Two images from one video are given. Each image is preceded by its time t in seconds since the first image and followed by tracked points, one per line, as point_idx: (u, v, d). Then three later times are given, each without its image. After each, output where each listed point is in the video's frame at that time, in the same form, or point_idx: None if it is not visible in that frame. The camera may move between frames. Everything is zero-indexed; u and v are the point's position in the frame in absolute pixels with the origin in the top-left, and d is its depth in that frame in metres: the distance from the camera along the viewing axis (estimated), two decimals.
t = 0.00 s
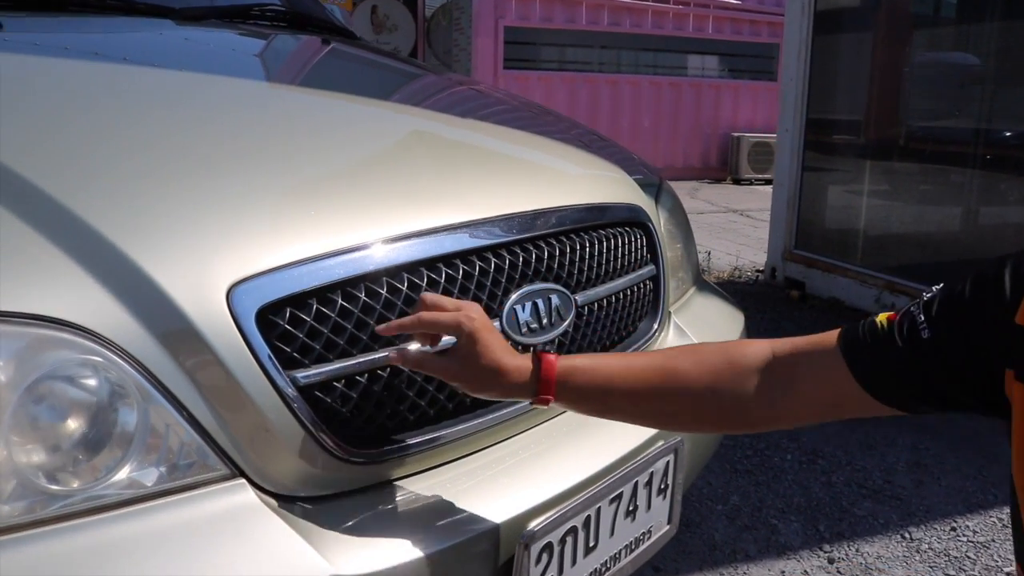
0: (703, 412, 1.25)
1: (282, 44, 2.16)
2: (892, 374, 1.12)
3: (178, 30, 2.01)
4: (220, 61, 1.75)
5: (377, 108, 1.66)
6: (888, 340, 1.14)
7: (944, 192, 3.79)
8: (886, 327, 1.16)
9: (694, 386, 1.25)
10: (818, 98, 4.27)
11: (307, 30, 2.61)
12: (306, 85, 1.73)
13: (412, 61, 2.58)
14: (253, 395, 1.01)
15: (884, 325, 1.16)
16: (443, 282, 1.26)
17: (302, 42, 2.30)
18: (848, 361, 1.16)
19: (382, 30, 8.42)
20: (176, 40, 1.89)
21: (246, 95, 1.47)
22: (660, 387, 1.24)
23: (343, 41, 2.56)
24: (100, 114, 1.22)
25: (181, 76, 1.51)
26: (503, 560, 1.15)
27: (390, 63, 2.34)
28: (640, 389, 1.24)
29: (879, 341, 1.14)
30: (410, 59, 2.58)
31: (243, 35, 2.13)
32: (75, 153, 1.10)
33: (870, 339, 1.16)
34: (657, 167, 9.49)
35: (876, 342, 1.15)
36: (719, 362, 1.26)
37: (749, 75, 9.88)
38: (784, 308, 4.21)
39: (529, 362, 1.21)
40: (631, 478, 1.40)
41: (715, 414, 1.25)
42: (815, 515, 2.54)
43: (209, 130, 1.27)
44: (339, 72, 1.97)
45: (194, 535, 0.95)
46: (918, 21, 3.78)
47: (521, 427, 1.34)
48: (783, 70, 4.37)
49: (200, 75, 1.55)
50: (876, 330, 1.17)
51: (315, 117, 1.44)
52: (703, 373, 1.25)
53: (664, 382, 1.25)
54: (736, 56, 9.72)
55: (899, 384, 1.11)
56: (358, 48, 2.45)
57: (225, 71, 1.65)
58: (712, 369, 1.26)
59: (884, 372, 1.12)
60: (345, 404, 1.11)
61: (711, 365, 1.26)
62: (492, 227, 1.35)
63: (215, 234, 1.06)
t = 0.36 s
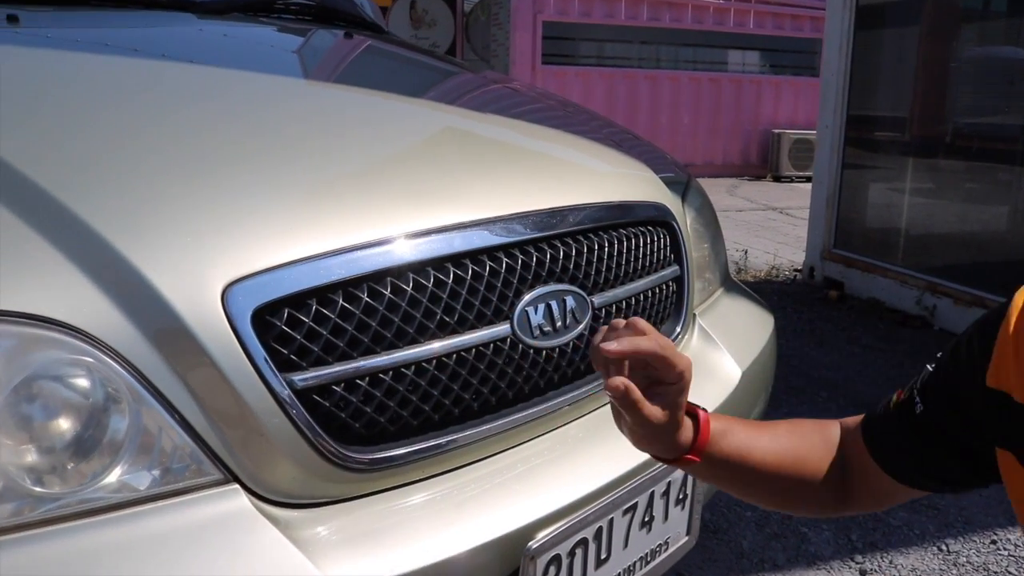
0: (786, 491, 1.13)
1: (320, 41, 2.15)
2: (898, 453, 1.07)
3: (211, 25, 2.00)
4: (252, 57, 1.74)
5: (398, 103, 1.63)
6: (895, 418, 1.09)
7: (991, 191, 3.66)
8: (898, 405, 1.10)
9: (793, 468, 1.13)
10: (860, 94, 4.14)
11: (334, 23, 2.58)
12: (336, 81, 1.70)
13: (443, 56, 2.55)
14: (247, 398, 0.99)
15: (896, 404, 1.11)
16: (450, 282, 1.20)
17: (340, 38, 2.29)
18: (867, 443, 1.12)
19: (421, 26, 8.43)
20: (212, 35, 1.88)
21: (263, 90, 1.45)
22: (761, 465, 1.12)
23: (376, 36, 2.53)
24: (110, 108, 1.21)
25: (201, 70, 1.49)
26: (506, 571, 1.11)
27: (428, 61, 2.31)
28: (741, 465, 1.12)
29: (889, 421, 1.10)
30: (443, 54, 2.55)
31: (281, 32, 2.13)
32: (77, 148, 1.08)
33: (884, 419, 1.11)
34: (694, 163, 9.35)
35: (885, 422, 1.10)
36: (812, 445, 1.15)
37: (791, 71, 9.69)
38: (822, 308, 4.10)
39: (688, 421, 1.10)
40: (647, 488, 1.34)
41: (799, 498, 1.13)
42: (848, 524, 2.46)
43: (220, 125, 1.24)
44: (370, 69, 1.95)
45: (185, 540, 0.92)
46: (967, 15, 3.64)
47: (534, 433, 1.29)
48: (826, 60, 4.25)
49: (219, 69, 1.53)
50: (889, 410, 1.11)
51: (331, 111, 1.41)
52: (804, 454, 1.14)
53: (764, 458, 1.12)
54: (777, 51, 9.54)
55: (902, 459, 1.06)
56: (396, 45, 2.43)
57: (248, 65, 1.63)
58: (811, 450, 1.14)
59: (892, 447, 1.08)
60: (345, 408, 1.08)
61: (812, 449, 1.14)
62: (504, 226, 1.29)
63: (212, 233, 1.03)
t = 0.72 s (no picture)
0: (763, 466, 1.14)
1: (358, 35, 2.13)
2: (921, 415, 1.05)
3: (241, 17, 1.99)
4: (283, 49, 1.72)
5: (421, 94, 1.59)
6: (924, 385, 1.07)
7: None
8: (930, 373, 1.08)
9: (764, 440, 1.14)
10: (905, 89, 4.02)
11: (361, 15, 2.56)
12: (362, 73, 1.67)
13: (476, 49, 2.52)
14: (246, 393, 0.96)
15: (925, 370, 1.09)
16: (460, 275, 1.17)
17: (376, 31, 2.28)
18: (885, 407, 1.11)
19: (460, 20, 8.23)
20: (247, 28, 1.87)
21: (282, 81, 1.42)
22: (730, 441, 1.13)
23: (408, 29, 2.51)
24: (122, 98, 1.20)
25: (222, 60, 1.47)
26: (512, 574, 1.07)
27: (465, 55, 2.28)
28: (714, 442, 1.13)
29: (916, 387, 1.08)
30: (475, 48, 2.51)
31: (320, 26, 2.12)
32: (83, 136, 1.06)
33: (911, 386, 1.09)
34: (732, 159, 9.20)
35: (914, 388, 1.08)
36: (793, 416, 1.16)
37: (835, 66, 9.49)
38: (861, 308, 3.99)
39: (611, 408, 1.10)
40: (664, 491, 1.30)
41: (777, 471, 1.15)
42: (882, 530, 2.37)
43: (233, 116, 1.22)
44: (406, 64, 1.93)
45: (180, 538, 0.89)
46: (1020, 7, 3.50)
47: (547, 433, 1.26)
48: (869, 54, 4.14)
49: (240, 60, 1.51)
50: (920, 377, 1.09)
51: (348, 101, 1.38)
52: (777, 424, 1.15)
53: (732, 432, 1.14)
54: (820, 46, 9.34)
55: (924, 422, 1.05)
56: (434, 40, 2.40)
57: (272, 56, 1.61)
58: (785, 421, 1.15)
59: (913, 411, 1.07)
60: (347, 404, 1.05)
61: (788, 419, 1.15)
62: (520, 217, 1.26)
63: (213, 222, 1.01)
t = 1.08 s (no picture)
0: (722, 394, 1.03)
1: (393, 28, 2.11)
2: (962, 371, 0.94)
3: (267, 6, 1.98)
4: (309, 40, 1.71)
5: (440, 86, 1.57)
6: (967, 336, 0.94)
7: None
8: (973, 323, 0.95)
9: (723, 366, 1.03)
10: (944, 86, 3.91)
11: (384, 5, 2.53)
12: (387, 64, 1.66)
13: (505, 42, 2.48)
14: (239, 383, 0.94)
15: (968, 318, 0.96)
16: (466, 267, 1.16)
17: (410, 23, 2.26)
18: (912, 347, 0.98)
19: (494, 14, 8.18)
20: (274, 17, 1.85)
21: (299, 71, 1.41)
22: (681, 363, 1.03)
23: (437, 21, 2.48)
24: (131, 83, 1.18)
25: (242, 50, 1.46)
26: None
27: (497, 48, 2.25)
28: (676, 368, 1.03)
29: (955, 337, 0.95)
30: (504, 41, 2.48)
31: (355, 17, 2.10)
32: (86, 120, 1.05)
33: (950, 333, 0.96)
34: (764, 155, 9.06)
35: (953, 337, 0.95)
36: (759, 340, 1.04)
37: (874, 63, 9.30)
38: (894, 309, 3.89)
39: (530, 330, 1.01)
40: (674, 494, 1.26)
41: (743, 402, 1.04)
42: (909, 537, 2.31)
43: (242, 104, 1.21)
44: (441, 57, 1.91)
45: (167, 531, 0.87)
46: None
47: (551, 431, 1.23)
48: (907, 47, 4.02)
49: (260, 49, 1.50)
50: (958, 325, 0.96)
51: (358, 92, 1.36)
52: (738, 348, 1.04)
53: (687, 354, 1.03)
54: (858, 42, 9.16)
55: (964, 380, 0.93)
56: (467, 33, 2.38)
57: (293, 45, 1.59)
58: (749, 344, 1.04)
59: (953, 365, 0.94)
60: (343, 398, 1.04)
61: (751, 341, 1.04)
62: (530, 208, 1.23)
63: (209, 208, 0.99)
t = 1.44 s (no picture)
0: (682, 395, 0.88)
1: (424, 21, 2.09)
2: (968, 392, 0.77)
3: None
4: (332, 31, 1.68)
5: (459, 78, 1.54)
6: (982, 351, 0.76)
7: None
8: (987, 338, 0.77)
9: (680, 363, 0.88)
10: (982, 83, 3.81)
11: None
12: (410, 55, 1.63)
13: (531, 35, 2.45)
14: (238, 378, 0.92)
15: (980, 328, 0.78)
16: (473, 262, 1.12)
17: (442, 17, 2.24)
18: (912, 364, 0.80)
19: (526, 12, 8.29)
20: (299, 9, 1.83)
21: (315, 62, 1.39)
22: (630, 357, 0.90)
23: (464, 15, 2.45)
24: (143, 71, 1.17)
25: (261, 40, 1.44)
26: None
27: (528, 43, 2.22)
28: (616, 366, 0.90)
29: (966, 350, 0.77)
30: (532, 35, 2.44)
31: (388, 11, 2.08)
32: (93, 108, 1.04)
33: (961, 347, 0.78)
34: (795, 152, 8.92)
35: (963, 350, 0.78)
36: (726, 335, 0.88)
37: (909, 60, 9.12)
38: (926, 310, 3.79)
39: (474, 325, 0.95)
40: (688, 497, 1.22)
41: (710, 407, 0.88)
42: (937, 545, 2.24)
43: (253, 94, 1.18)
44: (472, 52, 1.88)
45: (159, 527, 0.85)
46: None
47: (560, 431, 1.19)
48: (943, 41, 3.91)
49: (279, 40, 1.48)
50: (968, 336, 0.78)
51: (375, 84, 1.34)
52: (701, 342, 0.88)
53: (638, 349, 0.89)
54: (894, 39, 8.99)
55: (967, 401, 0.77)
56: (499, 28, 2.35)
57: (313, 37, 1.57)
58: (711, 340, 0.88)
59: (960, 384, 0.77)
60: (343, 393, 1.01)
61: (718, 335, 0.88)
62: (542, 201, 1.19)
63: (207, 197, 0.97)
